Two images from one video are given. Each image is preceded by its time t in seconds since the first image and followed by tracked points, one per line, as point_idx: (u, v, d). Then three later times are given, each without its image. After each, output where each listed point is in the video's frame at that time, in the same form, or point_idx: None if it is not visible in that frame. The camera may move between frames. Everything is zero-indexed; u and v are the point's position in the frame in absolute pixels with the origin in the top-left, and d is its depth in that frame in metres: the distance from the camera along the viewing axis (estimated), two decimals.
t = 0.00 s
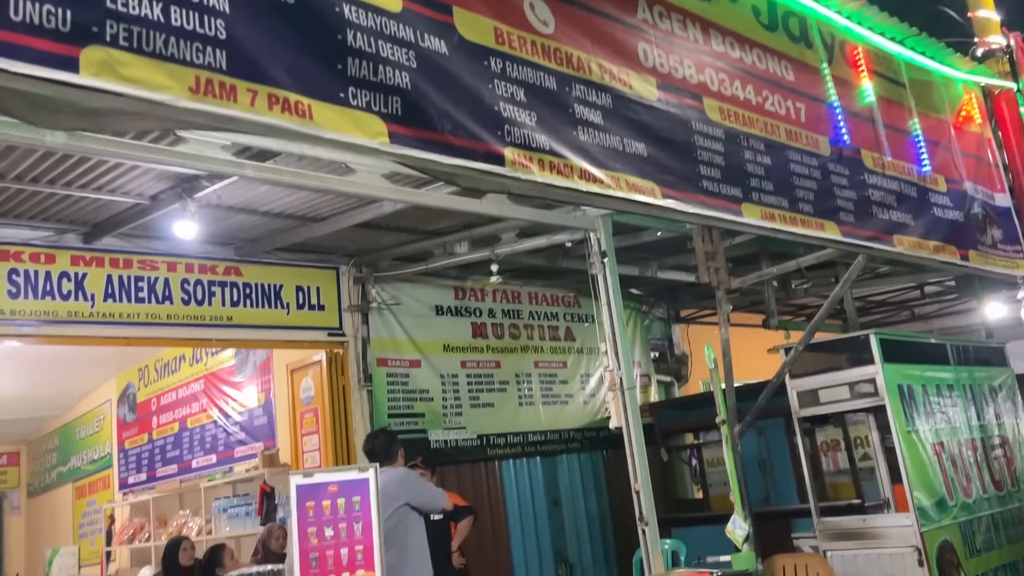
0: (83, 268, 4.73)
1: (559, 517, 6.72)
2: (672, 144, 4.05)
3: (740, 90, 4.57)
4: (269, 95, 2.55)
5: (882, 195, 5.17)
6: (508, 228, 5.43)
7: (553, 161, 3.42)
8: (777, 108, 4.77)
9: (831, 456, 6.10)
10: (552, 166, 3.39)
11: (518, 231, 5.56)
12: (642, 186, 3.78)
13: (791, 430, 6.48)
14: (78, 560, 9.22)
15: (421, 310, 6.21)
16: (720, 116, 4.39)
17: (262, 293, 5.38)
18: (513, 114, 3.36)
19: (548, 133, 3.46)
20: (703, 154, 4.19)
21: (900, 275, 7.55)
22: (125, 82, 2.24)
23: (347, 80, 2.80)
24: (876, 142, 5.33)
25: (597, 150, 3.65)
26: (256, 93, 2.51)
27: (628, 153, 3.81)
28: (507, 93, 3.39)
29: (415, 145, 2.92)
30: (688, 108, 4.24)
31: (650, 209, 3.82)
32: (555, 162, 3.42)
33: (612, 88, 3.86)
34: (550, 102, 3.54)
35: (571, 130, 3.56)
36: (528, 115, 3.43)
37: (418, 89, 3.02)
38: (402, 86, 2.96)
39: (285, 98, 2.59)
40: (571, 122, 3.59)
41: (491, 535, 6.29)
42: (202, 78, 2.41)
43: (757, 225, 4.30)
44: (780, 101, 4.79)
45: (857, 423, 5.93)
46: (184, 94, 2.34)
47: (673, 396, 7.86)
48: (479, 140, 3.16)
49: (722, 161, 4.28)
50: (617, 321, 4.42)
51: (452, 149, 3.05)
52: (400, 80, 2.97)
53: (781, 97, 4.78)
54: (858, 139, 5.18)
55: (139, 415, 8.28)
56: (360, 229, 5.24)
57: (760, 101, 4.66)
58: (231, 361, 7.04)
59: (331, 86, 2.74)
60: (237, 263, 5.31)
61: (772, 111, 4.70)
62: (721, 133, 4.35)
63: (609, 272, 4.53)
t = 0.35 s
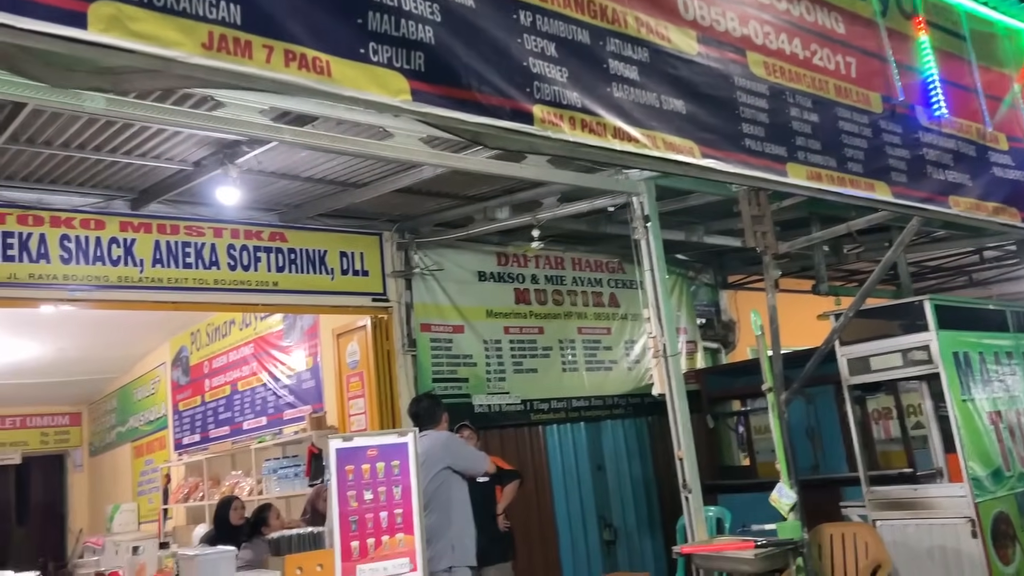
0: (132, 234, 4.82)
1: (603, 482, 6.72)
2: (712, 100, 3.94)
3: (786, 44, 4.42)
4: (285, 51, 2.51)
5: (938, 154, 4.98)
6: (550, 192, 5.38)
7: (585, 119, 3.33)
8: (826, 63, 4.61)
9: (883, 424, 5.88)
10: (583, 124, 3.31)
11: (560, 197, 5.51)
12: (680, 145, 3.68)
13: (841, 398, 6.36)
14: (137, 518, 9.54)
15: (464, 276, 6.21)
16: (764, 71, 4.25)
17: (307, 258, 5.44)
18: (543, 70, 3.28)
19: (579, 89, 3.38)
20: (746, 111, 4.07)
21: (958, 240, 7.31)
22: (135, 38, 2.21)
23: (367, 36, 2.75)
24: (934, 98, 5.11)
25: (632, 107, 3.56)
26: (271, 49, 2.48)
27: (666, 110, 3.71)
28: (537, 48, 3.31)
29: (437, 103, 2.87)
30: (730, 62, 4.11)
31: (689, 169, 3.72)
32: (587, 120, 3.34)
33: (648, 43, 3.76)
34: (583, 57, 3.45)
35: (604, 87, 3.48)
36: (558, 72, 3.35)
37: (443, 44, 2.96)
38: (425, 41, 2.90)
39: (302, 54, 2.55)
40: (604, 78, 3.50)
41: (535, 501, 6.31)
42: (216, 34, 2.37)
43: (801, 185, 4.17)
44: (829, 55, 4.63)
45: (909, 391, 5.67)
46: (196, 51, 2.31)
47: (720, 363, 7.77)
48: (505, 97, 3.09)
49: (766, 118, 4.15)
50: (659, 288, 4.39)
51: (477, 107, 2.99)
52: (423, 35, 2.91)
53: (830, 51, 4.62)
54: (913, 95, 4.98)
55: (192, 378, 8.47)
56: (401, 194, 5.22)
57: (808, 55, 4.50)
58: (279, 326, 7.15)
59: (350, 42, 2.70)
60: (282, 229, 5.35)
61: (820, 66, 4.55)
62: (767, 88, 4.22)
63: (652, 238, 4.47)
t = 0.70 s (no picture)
0: (176, 208, 4.86)
1: (643, 457, 6.69)
2: (741, 68, 3.83)
3: (824, 8, 4.28)
4: (286, 23, 2.47)
5: (986, 122, 4.84)
6: (590, 164, 5.30)
7: (603, 90, 3.26)
8: (866, 28, 4.46)
9: (932, 401, 5.71)
10: (602, 94, 3.24)
11: (599, 168, 5.41)
12: (706, 115, 3.60)
13: (889, 373, 6.22)
14: (188, 484, 9.77)
15: (503, 250, 6.19)
16: (799, 37, 4.13)
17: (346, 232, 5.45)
18: (560, 38, 3.21)
19: (598, 58, 3.30)
20: (778, 80, 3.96)
21: (1015, 212, 7.04)
22: (130, 12, 2.18)
23: (374, 6, 2.69)
24: (980, 62, 4.93)
25: (655, 76, 3.48)
26: (273, 20, 2.44)
27: (692, 78, 3.63)
28: (555, 16, 3.23)
29: (446, 74, 2.82)
30: (761, 29, 4.00)
31: (716, 141, 3.66)
32: (606, 90, 3.27)
33: (674, 9, 3.67)
34: (603, 25, 3.37)
35: (626, 55, 3.40)
36: (577, 40, 3.27)
37: (453, 13, 2.89)
38: (434, 10, 2.83)
39: (304, 24, 2.51)
40: (626, 46, 3.42)
41: (574, 474, 6.32)
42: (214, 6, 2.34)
43: (835, 156, 4.05)
44: (870, 20, 4.47)
45: (960, 366, 5.51)
46: (194, 24, 2.28)
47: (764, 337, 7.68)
48: (516, 67, 3.03)
49: (800, 86, 4.04)
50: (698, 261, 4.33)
51: (488, 78, 2.93)
52: (432, 4, 2.84)
53: (870, 15, 4.46)
54: (961, 61, 4.81)
55: (240, 349, 8.62)
56: (438, 167, 5.20)
57: (847, 20, 4.36)
58: (323, 298, 7.22)
59: (355, 12, 2.65)
60: (322, 202, 5.37)
61: (859, 31, 4.40)
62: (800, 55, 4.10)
63: (693, 210, 4.39)
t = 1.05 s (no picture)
0: (216, 188, 4.94)
1: (679, 439, 6.67)
2: (762, 46, 3.84)
3: None
4: (290, 8, 2.50)
5: None
6: (625, 144, 5.25)
7: (617, 71, 3.27)
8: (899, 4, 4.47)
9: (979, 386, 5.55)
10: (616, 76, 3.25)
11: (635, 147, 5.33)
12: (725, 96, 3.61)
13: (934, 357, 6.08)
14: (232, 459, 9.96)
15: (539, 230, 6.17)
16: (827, 15, 4.15)
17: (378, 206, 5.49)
18: (573, 20, 3.19)
19: (612, 39, 3.29)
20: (801, 59, 3.97)
21: None
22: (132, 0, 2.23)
23: None
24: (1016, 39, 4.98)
25: (672, 56, 3.48)
26: (276, 6, 2.47)
27: (711, 58, 3.63)
28: None
29: (454, 57, 2.83)
30: (787, 7, 4.00)
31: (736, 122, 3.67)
32: (620, 72, 3.28)
33: None
34: (617, 6, 3.34)
35: (642, 36, 3.39)
36: (591, 21, 3.25)
37: None
38: None
39: (308, 10, 2.53)
40: (642, 27, 3.40)
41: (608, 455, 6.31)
42: None
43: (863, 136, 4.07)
44: None
45: (1009, 351, 5.33)
46: (196, 10, 2.32)
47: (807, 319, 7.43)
48: (526, 49, 3.03)
49: (826, 65, 4.06)
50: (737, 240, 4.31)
51: (497, 61, 2.94)
52: None
53: None
54: (998, 36, 4.85)
55: (282, 327, 8.74)
56: (473, 148, 5.21)
57: None
58: (362, 278, 7.28)
59: None
60: (359, 183, 5.42)
61: (892, 8, 4.42)
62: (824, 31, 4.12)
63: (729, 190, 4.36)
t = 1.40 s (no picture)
0: (252, 173, 5.01)
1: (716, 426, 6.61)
2: (788, 27, 3.76)
3: None
4: None
5: None
6: (658, 128, 5.17)
7: (635, 54, 3.23)
8: None
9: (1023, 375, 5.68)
10: (633, 59, 3.21)
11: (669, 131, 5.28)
12: (746, 79, 3.56)
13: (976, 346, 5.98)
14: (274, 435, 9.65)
15: (573, 217, 6.16)
16: None
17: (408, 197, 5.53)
18: (591, 2, 3.14)
19: (631, 22, 3.25)
20: (829, 40, 3.91)
21: None
22: None
23: None
24: None
25: (692, 38, 3.44)
26: None
27: (733, 41, 3.57)
28: None
29: (469, 43, 2.80)
30: None
31: (757, 105, 3.62)
32: (638, 55, 3.24)
33: None
34: None
35: (661, 19, 3.35)
36: (609, 3, 3.21)
37: None
38: None
39: None
40: (662, 9, 3.36)
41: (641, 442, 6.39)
42: None
43: (891, 119, 4.01)
44: None
45: None
46: None
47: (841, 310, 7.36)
48: (543, 33, 3.00)
49: (854, 47, 3.99)
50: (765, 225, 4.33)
51: (515, 46, 2.92)
52: None
53: None
54: None
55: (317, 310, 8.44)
56: (505, 132, 5.20)
57: None
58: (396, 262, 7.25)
59: None
60: (393, 167, 5.43)
61: None
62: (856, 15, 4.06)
63: (763, 177, 4.41)
